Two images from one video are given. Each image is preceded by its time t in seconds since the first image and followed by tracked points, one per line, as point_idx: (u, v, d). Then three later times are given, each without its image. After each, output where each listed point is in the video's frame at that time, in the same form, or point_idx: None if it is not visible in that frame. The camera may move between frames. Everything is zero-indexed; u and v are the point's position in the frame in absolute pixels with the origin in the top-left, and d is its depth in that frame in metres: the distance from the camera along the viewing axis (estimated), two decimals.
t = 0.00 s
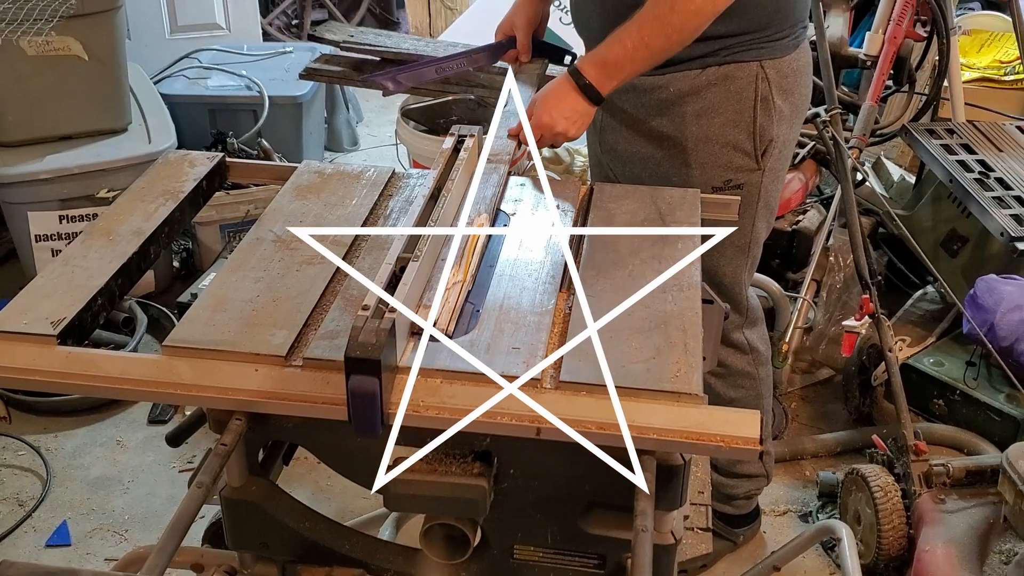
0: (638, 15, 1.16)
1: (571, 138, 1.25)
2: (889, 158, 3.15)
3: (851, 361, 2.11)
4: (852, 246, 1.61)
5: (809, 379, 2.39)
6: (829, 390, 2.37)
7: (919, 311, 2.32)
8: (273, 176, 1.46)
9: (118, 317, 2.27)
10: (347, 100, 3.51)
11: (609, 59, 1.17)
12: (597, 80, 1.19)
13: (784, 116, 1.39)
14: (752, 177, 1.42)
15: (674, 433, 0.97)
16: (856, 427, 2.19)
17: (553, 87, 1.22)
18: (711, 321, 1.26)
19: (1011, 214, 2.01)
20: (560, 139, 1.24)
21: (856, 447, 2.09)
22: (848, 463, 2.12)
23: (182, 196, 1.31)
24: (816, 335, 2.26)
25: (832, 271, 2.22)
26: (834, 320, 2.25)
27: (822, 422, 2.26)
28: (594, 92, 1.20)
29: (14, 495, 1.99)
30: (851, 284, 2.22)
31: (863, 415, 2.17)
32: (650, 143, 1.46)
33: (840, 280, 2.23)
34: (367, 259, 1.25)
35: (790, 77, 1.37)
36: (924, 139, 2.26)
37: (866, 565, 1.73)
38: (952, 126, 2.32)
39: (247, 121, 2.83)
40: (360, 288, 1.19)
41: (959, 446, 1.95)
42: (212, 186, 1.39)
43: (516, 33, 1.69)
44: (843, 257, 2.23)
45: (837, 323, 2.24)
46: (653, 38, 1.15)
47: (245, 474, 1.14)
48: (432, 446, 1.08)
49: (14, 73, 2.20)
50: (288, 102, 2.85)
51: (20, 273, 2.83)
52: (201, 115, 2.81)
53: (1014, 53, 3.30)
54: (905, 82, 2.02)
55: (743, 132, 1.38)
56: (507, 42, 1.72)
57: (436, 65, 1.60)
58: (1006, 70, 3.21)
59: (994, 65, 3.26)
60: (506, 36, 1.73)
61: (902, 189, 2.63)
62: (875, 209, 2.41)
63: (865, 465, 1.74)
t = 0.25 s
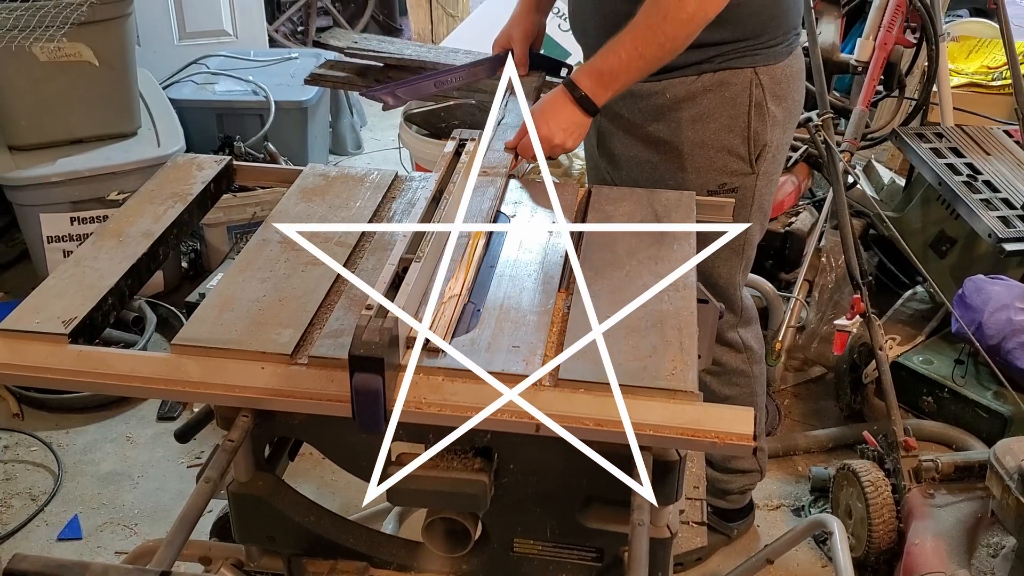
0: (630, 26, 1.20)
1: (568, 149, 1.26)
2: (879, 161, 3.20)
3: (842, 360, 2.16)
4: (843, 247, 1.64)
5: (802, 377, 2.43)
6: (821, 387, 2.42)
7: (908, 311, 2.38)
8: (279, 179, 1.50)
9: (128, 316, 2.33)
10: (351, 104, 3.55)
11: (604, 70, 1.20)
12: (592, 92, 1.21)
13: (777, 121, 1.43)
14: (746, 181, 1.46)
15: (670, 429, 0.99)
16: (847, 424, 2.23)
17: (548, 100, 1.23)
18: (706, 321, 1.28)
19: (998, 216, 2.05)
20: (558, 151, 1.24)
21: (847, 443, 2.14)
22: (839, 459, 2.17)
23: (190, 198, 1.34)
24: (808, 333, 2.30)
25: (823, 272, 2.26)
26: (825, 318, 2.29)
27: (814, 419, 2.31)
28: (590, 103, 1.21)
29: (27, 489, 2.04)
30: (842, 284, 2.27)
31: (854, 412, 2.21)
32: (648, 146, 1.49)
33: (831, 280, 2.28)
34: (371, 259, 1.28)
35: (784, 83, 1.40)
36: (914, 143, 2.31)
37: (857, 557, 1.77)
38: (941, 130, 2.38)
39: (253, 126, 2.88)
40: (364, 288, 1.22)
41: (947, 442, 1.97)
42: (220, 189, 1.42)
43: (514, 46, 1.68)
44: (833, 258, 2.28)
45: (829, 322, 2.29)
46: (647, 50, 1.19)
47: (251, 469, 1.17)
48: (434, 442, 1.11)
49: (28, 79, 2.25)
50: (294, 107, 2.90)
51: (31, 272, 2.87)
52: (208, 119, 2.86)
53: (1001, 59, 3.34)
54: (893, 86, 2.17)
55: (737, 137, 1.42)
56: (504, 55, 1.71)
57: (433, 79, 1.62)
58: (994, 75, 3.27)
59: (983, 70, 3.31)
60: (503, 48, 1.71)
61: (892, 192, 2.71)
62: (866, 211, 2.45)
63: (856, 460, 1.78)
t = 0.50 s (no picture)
0: (624, 31, 1.23)
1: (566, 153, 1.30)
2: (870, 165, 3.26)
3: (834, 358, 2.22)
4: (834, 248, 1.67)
5: (795, 374, 2.48)
6: (811, 384, 2.48)
7: (898, 310, 2.40)
8: (285, 182, 1.54)
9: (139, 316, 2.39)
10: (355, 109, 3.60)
11: (601, 76, 1.23)
12: (590, 97, 1.24)
13: (771, 124, 1.47)
14: (742, 183, 1.50)
15: (667, 425, 1.02)
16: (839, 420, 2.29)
17: (547, 106, 1.28)
18: (701, 319, 1.31)
19: (986, 217, 2.09)
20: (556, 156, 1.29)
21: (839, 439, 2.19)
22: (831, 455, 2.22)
23: (199, 200, 1.38)
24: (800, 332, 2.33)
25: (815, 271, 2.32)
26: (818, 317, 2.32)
27: (805, 414, 2.37)
28: (587, 107, 1.25)
29: (40, 484, 2.10)
30: (834, 284, 2.29)
31: (845, 408, 2.27)
32: (645, 150, 1.52)
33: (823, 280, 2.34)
34: (375, 260, 1.30)
35: (778, 87, 1.44)
36: (903, 147, 2.35)
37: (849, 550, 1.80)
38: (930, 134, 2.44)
39: (260, 130, 2.93)
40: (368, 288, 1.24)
41: (936, 437, 2.01)
42: (227, 192, 1.46)
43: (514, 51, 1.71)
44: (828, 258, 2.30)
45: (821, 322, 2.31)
46: (641, 51, 1.21)
47: (258, 465, 1.20)
48: (437, 438, 1.14)
49: (40, 83, 2.30)
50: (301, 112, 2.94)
51: (48, 276, 2.91)
52: (216, 124, 2.90)
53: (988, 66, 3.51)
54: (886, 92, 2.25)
55: (734, 141, 1.45)
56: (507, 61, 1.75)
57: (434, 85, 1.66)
58: (981, 82, 3.41)
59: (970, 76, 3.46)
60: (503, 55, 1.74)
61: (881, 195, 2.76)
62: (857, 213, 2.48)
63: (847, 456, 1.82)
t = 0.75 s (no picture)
0: (618, 37, 1.26)
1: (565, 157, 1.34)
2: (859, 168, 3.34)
3: (826, 357, 2.27)
4: (826, 249, 1.70)
5: (786, 372, 2.54)
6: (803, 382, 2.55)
7: (888, 309, 2.42)
8: (291, 184, 1.58)
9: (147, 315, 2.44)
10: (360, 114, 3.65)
11: (597, 81, 1.26)
12: (587, 102, 1.28)
13: (764, 128, 1.50)
14: (735, 186, 1.54)
15: (662, 422, 1.03)
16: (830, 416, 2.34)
17: (545, 111, 1.31)
18: (697, 318, 1.34)
19: (974, 219, 2.11)
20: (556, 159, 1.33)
21: (829, 435, 2.25)
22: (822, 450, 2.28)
23: (207, 203, 1.42)
24: (793, 330, 2.38)
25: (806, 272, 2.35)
26: (809, 316, 2.37)
27: (797, 411, 2.43)
28: (584, 112, 1.28)
29: (53, 479, 2.14)
30: (827, 284, 2.31)
31: (835, 405, 2.32)
32: (642, 153, 1.55)
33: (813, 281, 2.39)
34: (378, 260, 1.34)
35: (771, 92, 1.48)
36: (891, 150, 2.39)
37: (839, 544, 1.86)
38: (918, 138, 2.48)
39: (266, 134, 2.97)
40: (371, 287, 1.27)
41: (925, 434, 2.08)
42: (235, 194, 1.50)
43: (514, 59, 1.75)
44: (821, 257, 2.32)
45: (812, 319, 2.37)
46: (635, 56, 1.24)
47: (265, 460, 1.23)
48: (439, 434, 1.17)
49: (53, 88, 2.34)
50: (307, 116, 2.98)
51: (60, 276, 2.95)
52: (224, 128, 2.95)
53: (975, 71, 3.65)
54: (875, 97, 2.32)
55: (728, 144, 1.49)
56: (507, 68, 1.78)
57: (436, 91, 1.70)
58: (968, 87, 3.57)
59: (957, 81, 3.61)
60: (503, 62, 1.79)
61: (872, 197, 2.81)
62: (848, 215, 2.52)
63: (838, 451, 1.86)
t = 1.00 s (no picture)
0: (614, 45, 1.29)
1: (564, 163, 1.36)
2: (849, 171, 3.41)
3: (818, 355, 2.31)
4: (818, 251, 1.74)
5: (780, 370, 2.59)
6: (797, 379, 2.59)
7: (879, 308, 2.47)
8: (297, 187, 1.62)
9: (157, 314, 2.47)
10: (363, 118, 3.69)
11: (594, 89, 1.30)
12: (585, 110, 1.31)
13: (757, 132, 1.54)
14: (729, 189, 1.57)
15: (657, 418, 1.06)
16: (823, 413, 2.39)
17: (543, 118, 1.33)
18: (692, 317, 1.37)
19: (961, 221, 2.14)
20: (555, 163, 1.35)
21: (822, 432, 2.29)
22: (815, 446, 2.33)
23: (215, 205, 1.46)
24: (786, 329, 2.42)
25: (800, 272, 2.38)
26: (802, 316, 2.41)
27: (791, 408, 2.48)
28: (581, 119, 1.31)
29: (65, 473, 2.19)
30: (819, 284, 2.36)
31: (828, 402, 2.37)
32: (639, 156, 1.59)
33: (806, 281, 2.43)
34: (381, 261, 1.37)
35: (764, 98, 1.51)
36: (882, 154, 2.43)
37: (830, 536, 1.92)
38: (908, 142, 2.52)
39: (272, 138, 3.01)
40: (374, 288, 1.30)
41: (914, 430, 2.12)
42: (242, 197, 1.54)
43: (512, 69, 1.77)
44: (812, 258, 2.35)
45: (805, 319, 2.41)
46: (630, 64, 1.28)
47: (272, 455, 1.27)
48: (441, 430, 1.20)
49: (65, 94, 2.38)
50: (312, 121, 3.01)
51: (72, 276, 2.99)
52: (231, 132, 2.99)
53: (963, 77, 3.77)
54: (865, 101, 2.37)
55: (721, 149, 1.53)
56: (505, 78, 1.81)
57: (438, 100, 1.75)
58: (956, 92, 3.69)
59: (946, 87, 3.73)
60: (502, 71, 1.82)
61: (864, 200, 2.85)
62: (840, 218, 2.56)
63: (829, 447, 1.91)
